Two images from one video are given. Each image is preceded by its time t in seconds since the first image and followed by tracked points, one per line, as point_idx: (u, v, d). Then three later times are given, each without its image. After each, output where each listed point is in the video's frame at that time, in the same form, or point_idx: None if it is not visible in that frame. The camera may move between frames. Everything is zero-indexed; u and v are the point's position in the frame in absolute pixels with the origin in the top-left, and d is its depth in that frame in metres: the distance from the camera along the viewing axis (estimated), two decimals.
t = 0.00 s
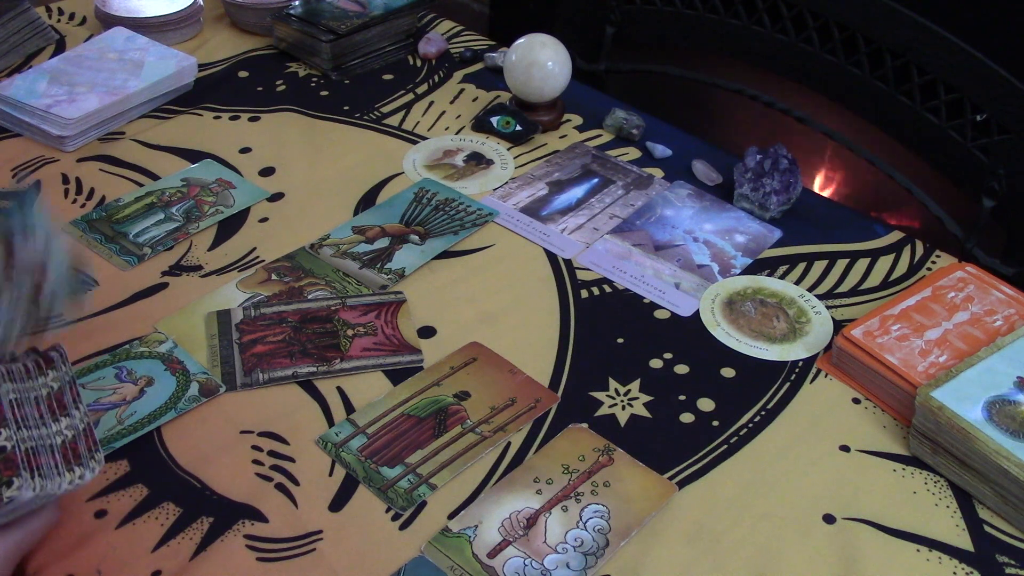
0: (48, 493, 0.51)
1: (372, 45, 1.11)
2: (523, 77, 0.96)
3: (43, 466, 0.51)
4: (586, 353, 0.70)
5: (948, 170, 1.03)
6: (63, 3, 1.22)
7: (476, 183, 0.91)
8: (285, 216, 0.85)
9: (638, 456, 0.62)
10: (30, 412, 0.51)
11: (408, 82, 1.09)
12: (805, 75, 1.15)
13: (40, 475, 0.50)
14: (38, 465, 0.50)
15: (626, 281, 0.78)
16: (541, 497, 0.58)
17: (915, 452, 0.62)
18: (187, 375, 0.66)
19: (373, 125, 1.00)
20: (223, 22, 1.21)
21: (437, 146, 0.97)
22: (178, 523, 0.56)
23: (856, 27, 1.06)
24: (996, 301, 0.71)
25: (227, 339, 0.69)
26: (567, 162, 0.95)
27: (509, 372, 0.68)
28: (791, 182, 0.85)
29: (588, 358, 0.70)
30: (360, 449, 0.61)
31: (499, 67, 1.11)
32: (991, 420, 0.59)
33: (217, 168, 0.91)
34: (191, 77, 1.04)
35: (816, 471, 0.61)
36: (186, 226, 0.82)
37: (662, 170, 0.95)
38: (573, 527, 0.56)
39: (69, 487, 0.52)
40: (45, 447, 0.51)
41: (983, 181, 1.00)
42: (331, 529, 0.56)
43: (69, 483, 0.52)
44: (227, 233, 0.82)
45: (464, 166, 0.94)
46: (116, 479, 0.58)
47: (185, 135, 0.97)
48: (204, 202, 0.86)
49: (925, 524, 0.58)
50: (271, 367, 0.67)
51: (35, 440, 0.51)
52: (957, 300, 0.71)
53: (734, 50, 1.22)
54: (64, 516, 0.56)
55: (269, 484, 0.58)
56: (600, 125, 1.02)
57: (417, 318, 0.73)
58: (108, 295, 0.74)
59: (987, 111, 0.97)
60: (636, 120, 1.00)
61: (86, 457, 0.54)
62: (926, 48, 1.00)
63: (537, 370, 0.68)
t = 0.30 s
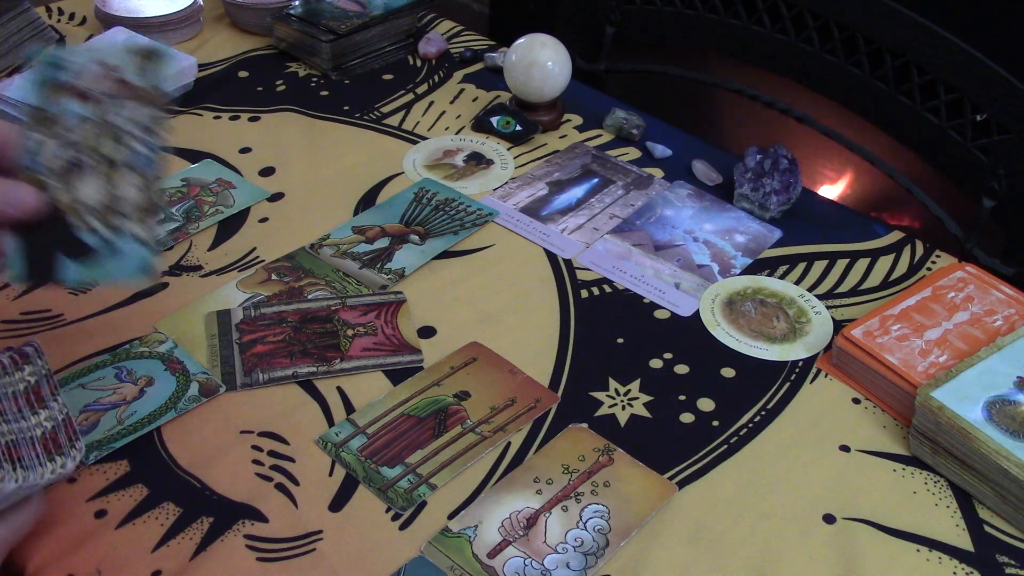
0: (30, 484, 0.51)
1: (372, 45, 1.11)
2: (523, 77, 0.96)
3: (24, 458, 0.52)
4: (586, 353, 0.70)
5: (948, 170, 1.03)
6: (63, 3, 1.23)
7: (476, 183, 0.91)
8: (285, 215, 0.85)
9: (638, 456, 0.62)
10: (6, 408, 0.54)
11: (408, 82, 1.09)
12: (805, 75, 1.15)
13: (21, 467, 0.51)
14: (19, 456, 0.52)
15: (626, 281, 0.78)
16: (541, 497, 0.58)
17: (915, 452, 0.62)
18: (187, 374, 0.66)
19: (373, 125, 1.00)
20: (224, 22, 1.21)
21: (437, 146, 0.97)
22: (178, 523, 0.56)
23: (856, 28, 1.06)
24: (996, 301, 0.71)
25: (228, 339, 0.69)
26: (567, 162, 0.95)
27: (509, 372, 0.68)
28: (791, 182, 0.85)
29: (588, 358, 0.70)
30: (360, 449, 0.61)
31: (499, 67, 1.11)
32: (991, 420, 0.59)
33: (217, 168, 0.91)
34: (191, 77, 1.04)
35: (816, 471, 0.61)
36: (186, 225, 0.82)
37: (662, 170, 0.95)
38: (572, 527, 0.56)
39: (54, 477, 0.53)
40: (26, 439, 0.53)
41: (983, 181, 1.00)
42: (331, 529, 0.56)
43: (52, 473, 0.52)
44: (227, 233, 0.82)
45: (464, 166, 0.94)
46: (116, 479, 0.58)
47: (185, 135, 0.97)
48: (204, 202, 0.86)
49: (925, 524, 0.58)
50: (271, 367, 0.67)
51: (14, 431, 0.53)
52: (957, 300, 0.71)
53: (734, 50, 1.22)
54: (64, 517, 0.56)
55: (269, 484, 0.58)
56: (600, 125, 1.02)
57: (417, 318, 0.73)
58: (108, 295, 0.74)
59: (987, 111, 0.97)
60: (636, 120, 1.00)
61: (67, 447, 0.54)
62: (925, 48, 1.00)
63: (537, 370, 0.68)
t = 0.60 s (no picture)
0: (30, 481, 0.51)
1: (372, 45, 1.11)
2: (523, 77, 0.96)
3: (22, 454, 0.52)
4: (585, 353, 0.70)
5: (949, 170, 1.03)
6: (63, 3, 1.23)
7: (476, 183, 0.91)
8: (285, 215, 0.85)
9: (638, 456, 0.62)
10: (3, 407, 0.54)
11: (408, 82, 1.09)
12: (805, 75, 1.15)
13: (18, 464, 0.51)
14: (17, 454, 0.52)
15: (626, 281, 0.78)
16: (541, 497, 0.58)
17: (915, 452, 0.62)
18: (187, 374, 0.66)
19: (373, 125, 1.00)
20: (223, 22, 1.21)
21: (437, 146, 0.97)
22: (178, 523, 0.56)
23: (856, 28, 1.06)
24: (996, 301, 0.71)
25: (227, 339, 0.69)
26: (567, 162, 0.95)
27: (508, 372, 0.68)
28: (791, 182, 0.85)
29: (588, 358, 0.70)
30: (360, 449, 0.61)
31: (499, 67, 1.11)
32: (991, 420, 0.59)
33: (217, 168, 0.91)
34: (191, 77, 1.04)
35: (816, 471, 0.61)
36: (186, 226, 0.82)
37: (662, 170, 0.95)
38: (573, 527, 0.56)
39: (53, 474, 0.53)
40: (23, 437, 0.53)
41: (983, 182, 1.00)
42: (331, 529, 0.56)
43: (52, 469, 0.52)
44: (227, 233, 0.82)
45: (464, 166, 0.94)
46: (116, 479, 0.58)
47: (185, 135, 0.97)
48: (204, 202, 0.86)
49: (925, 524, 0.58)
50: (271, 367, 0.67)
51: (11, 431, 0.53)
52: (957, 300, 0.71)
53: (734, 50, 1.22)
54: (64, 517, 0.56)
55: (269, 484, 0.58)
56: (600, 125, 1.02)
57: (417, 318, 0.73)
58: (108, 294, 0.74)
59: (987, 111, 0.97)
60: (636, 120, 1.00)
61: (66, 444, 0.54)
62: (925, 48, 1.00)
63: (537, 370, 0.68)
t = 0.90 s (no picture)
0: (29, 481, 0.52)
1: (372, 45, 1.11)
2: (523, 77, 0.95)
3: (21, 454, 0.53)
4: (585, 353, 0.70)
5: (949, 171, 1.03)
6: (63, 3, 1.22)
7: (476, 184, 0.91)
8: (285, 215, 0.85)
9: (638, 456, 0.62)
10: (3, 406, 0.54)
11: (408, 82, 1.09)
12: (806, 74, 1.15)
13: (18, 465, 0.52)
14: (16, 453, 0.53)
15: (627, 281, 0.78)
16: (541, 497, 0.58)
17: (915, 452, 0.62)
18: (187, 375, 0.66)
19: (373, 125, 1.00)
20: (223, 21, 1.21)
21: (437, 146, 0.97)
22: (178, 523, 0.56)
23: (856, 28, 1.06)
24: (996, 301, 0.71)
25: (228, 339, 0.69)
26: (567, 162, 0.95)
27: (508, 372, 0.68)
28: (791, 182, 0.85)
29: (588, 358, 0.70)
30: (360, 449, 0.61)
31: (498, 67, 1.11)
32: (991, 420, 0.59)
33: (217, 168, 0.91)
34: (191, 77, 1.04)
35: (816, 471, 0.61)
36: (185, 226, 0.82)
37: (662, 170, 0.95)
38: (573, 527, 0.56)
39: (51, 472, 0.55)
40: (23, 437, 0.54)
41: (983, 182, 1.00)
42: (331, 529, 0.56)
43: (50, 469, 0.54)
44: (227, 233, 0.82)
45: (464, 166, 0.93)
46: (116, 479, 0.58)
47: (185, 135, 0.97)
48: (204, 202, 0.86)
49: (925, 524, 0.58)
50: (271, 367, 0.67)
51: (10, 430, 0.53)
52: (957, 300, 0.71)
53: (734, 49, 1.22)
54: (64, 517, 0.56)
55: (269, 484, 0.58)
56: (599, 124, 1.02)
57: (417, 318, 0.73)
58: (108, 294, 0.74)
59: (987, 111, 0.97)
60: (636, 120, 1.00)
61: (64, 442, 0.56)
62: (925, 48, 1.00)
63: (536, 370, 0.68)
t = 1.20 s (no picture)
0: (33, 479, 0.54)
1: (372, 45, 1.11)
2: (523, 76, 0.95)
3: (23, 453, 0.54)
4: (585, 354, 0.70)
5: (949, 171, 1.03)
6: (63, 3, 1.22)
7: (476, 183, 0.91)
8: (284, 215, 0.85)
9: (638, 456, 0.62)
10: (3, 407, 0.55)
11: (408, 81, 1.09)
12: (806, 74, 1.15)
13: (20, 464, 0.53)
14: (18, 452, 0.54)
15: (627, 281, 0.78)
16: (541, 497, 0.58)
17: (915, 452, 0.62)
18: (187, 375, 0.66)
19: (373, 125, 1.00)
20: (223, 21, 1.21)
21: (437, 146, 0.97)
22: (178, 523, 0.56)
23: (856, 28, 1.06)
24: (996, 301, 0.71)
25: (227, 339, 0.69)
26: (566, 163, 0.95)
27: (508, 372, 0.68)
28: (791, 182, 0.86)
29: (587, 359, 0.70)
30: (360, 449, 0.61)
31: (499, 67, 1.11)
32: (991, 420, 0.59)
33: (217, 168, 0.91)
34: (191, 77, 1.04)
35: (816, 471, 0.61)
36: (186, 226, 0.82)
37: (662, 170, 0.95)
38: (572, 527, 0.56)
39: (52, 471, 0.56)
40: (24, 436, 0.55)
41: (983, 182, 0.99)
42: (331, 529, 0.56)
43: (51, 468, 0.55)
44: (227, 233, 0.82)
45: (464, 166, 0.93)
46: (116, 479, 0.58)
47: (185, 135, 0.97)
48: (204, 202, 0.86)
49: (925, 523, 0.58)
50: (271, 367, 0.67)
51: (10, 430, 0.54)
52: (957, 300, 0.71)
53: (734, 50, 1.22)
54: (63, 516, 0.56)
55: (269, 484, 0.58)
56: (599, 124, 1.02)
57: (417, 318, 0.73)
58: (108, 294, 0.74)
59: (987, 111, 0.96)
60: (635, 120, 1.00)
61: (64, 442, 0.57)
62: (925, 48, 1.00)
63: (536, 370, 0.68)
